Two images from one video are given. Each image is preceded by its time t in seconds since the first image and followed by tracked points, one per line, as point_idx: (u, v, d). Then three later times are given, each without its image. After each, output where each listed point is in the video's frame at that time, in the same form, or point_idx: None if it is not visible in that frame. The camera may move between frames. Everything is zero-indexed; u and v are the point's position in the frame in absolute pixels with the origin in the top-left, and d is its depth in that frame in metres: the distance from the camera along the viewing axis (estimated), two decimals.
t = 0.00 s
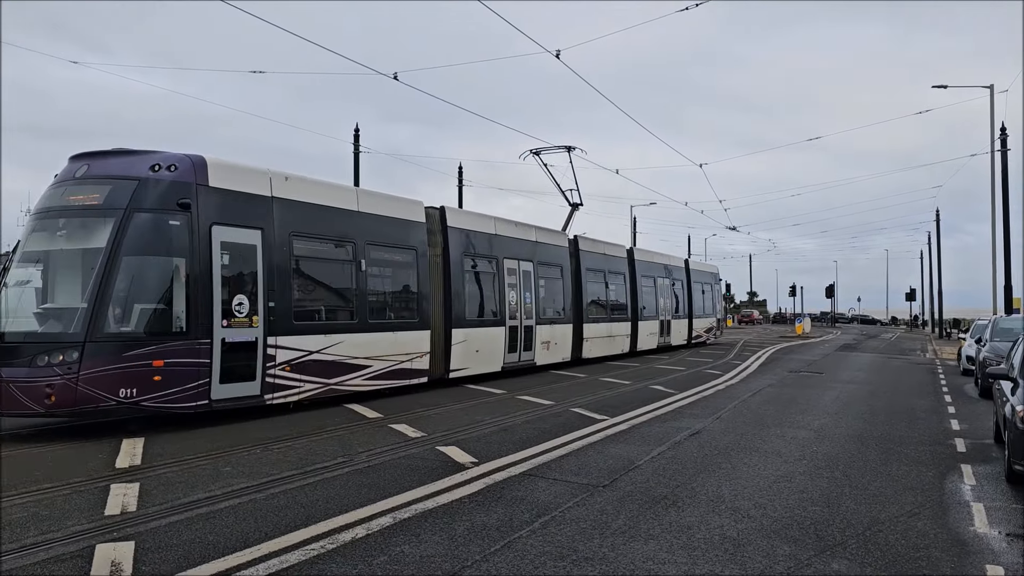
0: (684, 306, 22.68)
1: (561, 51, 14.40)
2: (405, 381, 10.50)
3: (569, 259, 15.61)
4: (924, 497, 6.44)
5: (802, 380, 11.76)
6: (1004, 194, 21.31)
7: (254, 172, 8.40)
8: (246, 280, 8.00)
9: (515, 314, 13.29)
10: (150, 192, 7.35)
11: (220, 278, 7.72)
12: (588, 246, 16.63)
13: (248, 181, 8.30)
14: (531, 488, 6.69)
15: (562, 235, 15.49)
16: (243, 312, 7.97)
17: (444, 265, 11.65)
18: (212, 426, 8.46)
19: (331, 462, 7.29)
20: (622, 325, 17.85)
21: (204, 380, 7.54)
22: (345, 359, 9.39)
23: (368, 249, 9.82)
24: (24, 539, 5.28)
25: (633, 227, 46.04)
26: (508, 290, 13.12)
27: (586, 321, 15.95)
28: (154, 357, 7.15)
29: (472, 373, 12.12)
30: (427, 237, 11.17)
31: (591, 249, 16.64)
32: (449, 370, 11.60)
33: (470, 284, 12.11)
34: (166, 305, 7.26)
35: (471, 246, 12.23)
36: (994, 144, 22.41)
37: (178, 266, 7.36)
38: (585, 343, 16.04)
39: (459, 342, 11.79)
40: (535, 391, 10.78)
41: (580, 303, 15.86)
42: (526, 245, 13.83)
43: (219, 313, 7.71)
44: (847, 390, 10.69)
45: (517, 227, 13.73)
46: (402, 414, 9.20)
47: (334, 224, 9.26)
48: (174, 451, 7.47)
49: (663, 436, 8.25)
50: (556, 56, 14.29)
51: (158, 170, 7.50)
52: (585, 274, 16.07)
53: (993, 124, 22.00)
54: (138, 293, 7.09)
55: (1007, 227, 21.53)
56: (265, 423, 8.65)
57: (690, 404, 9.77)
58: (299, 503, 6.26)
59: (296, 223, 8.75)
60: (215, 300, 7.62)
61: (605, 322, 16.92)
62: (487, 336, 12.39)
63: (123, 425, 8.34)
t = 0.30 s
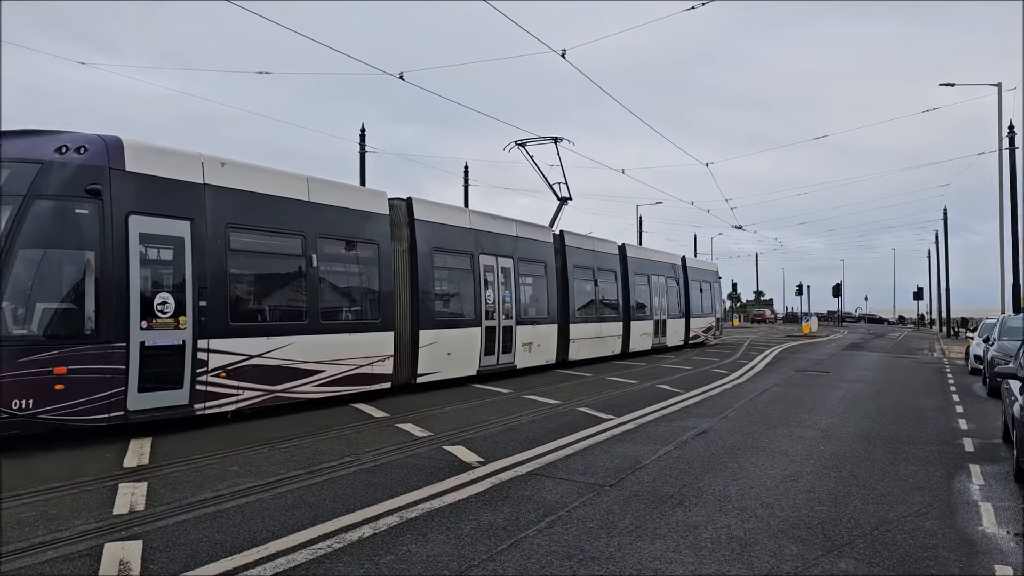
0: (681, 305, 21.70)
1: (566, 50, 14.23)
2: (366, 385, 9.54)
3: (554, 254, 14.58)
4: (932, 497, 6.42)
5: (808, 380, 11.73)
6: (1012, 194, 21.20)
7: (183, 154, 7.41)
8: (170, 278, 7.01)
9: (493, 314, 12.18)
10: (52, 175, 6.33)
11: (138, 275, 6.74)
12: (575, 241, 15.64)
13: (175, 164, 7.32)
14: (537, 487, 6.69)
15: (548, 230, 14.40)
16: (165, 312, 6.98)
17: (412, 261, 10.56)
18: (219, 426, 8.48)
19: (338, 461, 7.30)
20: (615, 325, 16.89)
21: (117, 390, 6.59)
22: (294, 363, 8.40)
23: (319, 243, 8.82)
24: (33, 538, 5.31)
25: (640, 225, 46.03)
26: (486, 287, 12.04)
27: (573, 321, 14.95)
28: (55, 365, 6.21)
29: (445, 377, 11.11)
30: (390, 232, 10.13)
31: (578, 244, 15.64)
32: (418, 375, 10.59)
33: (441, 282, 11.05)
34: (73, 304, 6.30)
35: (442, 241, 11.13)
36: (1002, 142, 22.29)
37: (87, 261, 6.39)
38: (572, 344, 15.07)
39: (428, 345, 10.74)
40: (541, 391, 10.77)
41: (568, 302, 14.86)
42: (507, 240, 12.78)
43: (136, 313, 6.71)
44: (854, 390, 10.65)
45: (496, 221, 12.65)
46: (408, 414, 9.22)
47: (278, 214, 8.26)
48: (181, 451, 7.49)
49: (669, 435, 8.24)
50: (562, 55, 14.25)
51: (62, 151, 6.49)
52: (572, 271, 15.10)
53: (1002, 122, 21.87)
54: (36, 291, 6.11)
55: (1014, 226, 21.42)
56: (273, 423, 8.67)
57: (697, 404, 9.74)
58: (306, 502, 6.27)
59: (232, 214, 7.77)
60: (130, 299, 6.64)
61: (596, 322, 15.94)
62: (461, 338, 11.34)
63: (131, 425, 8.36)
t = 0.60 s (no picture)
0: (676, 305, 20.97)
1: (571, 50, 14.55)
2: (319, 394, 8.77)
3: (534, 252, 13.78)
4: (939, 497, 6.40)
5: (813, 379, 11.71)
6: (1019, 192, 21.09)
7: (94, 135, 6.59)
8: (73, 276, 6.17)
9: (465, 313, 11.38)
10: None
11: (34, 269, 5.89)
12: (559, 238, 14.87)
13: (82, 146, 6.49)
14: (543, 487, 6.69)
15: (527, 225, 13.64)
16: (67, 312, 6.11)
17: (371, 256, 9.75)
18: (225, 426, 8.50)
19: (344, 461, 7.31)
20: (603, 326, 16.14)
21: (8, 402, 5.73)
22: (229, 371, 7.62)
23: (259, 236, 8.02)
24: (40, 537, 5.33)
25: (646, 225, 46.05)
26: (457, 285, 11.26)
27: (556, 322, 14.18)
28: None
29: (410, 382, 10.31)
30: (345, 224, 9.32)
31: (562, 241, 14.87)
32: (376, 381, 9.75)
33: (404, 279, 10.22)
34: None
35: (405, 235, 10.32)
36: (1008, 141, 22.19)
37: None
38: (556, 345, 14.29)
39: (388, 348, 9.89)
40: (546, 391, 10.77)
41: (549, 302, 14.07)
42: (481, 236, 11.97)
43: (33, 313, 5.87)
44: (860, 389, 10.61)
45: (468, 213, 11.84)
46: (413, 414, 9.23)
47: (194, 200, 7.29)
48: (187, 450, 7.52)
49: (674, 435, 8.24)
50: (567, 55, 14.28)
51: None
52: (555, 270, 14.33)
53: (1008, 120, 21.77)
54: None
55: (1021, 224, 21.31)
56: (278, 423, 8.69)
57: (702, 403, 9.72)
58: (311, 502, 6.28)
59: (152, 203, 6.95)
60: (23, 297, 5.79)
61: (581, 323, 15.17)
62: (427, 340, 10.54)
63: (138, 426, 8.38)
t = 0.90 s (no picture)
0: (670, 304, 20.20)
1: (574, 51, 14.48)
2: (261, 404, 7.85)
3: (512, 247, 12.93)
4: (945, 496, 6.39)
5: (818, 378, 11.68)
6: None
7: None
8: None
9: (432, 314, 10.47)
10: None
11: None
12: (540, 233, 14.03)
13: None
14: (547, 487, 6.69)
15: (503, 219, 12.75)
16: None
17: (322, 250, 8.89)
18: (231, 426, 8.53)
19: (349, 461, 7.33)
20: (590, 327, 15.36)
21: None
22: (147, 379, 6.66)
23: (184, 229, 7.09)
24: (47, 538, 5.35)
25: (650, 224, 45.96)
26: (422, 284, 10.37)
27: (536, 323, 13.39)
28: None
29: (369, 388, 9.45)
30: (291, 217, 8.43)
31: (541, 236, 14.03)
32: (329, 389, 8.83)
33: (362, 277, 9.36)
34: None
35: (361, 229, 9.40)
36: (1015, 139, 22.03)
37: None
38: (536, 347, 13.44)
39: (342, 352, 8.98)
40: (551, 391, 10.77)
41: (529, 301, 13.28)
42: (450, 230, 11.10)
43: None
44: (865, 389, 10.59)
45: (435, 206, 10.93)
46: (418, 414, 9.24)
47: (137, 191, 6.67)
48: (193, 451, 7.54)
49: (680, 434, 8.24)
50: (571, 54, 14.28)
51: None
52: (535, 267, 13.53)
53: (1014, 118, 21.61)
54: None
55: None
56: (284, 423, 8.71)
57: (707, 403, 9.71)
58: (316, 502, 6.29)
59: (47, 189, 6.00)
60: None
61: (564, 323, 14.36)
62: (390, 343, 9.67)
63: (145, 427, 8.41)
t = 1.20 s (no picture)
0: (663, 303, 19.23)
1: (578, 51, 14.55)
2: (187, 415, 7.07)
3: (485, 242, 12.00)
4: (950, 496, 6.38)
5: (823, 378, 11.68)
6: None
7: None
8: None
9: (392, 315, 9.55)
10: None
11: None
12: (517, 228, 13.09)
13: None
14: (551, 487, 6.69)
15: (476, 212, 11.85)
16: None
17: (260, 246, 7.99)
18: (236, 426, 8.56)
19: (354, 461, 7.34)
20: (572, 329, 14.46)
21: None
22: (44, 391, 5.87)
23: (88, 220, 6.25)
24: (53, 538, 5.37)
25: (654, 223, 45.89)
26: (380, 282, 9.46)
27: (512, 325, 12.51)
28: None
29: (318, 398, 8.58)
30: (223, 207, 7.56)
31: (519, 232, 13.09)
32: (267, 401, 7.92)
33: (308, 276, 8.45)
34: None
35: (306, 221, 8.50)
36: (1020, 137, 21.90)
37: None
38: (513, 351, 12.57)
39: (283, 359, 8.08)
40: (556, 391, 10.79)
41: (505, 301, 12.41)
42: (412, 224, 10.20)
43: None
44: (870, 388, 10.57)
45: (396, 198, 10.03)
46: (423, 414, 9.26)
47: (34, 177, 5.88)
48: (199, 451, 7.56)
49: (684, 434, 8.24)
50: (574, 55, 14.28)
51: None
52: (511, 264, 12.62)
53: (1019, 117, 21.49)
54: None
55: None
56: (289, 423, 8.74)
57: (711, 403, 9.71)
58: (321, 502, 6.31)
59: None
60: None
61: (544, 326, 13.48)
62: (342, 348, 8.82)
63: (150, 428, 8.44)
